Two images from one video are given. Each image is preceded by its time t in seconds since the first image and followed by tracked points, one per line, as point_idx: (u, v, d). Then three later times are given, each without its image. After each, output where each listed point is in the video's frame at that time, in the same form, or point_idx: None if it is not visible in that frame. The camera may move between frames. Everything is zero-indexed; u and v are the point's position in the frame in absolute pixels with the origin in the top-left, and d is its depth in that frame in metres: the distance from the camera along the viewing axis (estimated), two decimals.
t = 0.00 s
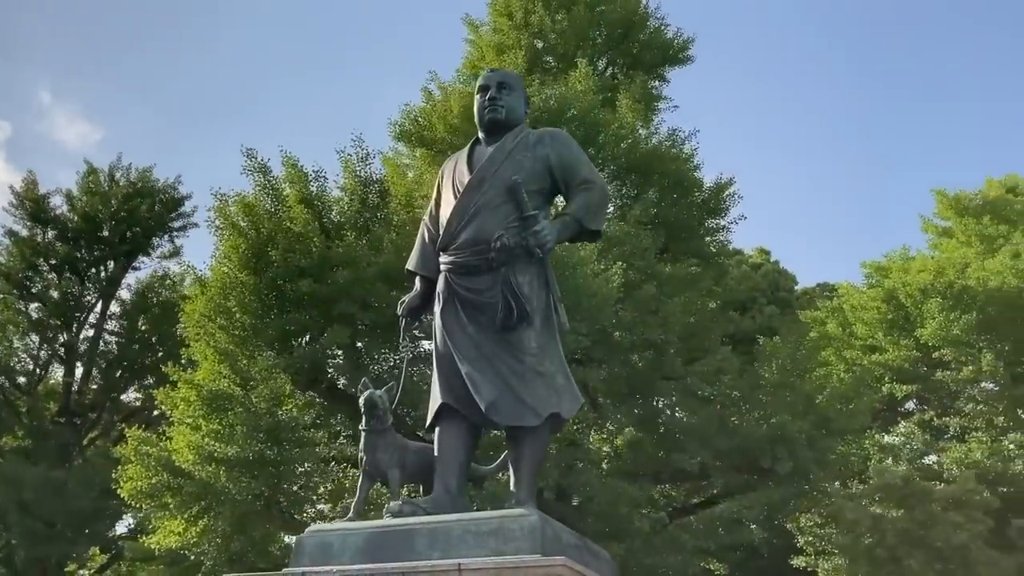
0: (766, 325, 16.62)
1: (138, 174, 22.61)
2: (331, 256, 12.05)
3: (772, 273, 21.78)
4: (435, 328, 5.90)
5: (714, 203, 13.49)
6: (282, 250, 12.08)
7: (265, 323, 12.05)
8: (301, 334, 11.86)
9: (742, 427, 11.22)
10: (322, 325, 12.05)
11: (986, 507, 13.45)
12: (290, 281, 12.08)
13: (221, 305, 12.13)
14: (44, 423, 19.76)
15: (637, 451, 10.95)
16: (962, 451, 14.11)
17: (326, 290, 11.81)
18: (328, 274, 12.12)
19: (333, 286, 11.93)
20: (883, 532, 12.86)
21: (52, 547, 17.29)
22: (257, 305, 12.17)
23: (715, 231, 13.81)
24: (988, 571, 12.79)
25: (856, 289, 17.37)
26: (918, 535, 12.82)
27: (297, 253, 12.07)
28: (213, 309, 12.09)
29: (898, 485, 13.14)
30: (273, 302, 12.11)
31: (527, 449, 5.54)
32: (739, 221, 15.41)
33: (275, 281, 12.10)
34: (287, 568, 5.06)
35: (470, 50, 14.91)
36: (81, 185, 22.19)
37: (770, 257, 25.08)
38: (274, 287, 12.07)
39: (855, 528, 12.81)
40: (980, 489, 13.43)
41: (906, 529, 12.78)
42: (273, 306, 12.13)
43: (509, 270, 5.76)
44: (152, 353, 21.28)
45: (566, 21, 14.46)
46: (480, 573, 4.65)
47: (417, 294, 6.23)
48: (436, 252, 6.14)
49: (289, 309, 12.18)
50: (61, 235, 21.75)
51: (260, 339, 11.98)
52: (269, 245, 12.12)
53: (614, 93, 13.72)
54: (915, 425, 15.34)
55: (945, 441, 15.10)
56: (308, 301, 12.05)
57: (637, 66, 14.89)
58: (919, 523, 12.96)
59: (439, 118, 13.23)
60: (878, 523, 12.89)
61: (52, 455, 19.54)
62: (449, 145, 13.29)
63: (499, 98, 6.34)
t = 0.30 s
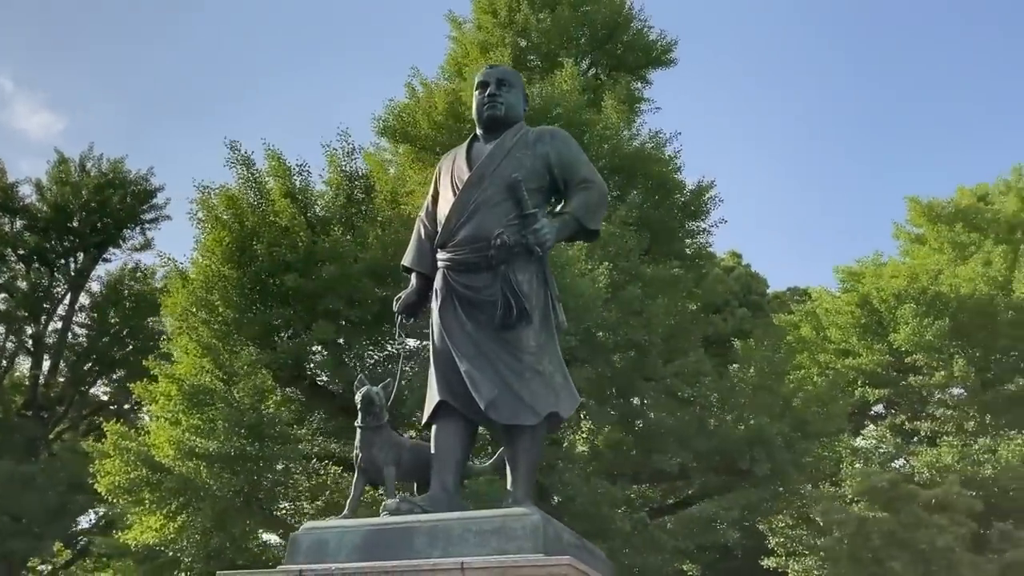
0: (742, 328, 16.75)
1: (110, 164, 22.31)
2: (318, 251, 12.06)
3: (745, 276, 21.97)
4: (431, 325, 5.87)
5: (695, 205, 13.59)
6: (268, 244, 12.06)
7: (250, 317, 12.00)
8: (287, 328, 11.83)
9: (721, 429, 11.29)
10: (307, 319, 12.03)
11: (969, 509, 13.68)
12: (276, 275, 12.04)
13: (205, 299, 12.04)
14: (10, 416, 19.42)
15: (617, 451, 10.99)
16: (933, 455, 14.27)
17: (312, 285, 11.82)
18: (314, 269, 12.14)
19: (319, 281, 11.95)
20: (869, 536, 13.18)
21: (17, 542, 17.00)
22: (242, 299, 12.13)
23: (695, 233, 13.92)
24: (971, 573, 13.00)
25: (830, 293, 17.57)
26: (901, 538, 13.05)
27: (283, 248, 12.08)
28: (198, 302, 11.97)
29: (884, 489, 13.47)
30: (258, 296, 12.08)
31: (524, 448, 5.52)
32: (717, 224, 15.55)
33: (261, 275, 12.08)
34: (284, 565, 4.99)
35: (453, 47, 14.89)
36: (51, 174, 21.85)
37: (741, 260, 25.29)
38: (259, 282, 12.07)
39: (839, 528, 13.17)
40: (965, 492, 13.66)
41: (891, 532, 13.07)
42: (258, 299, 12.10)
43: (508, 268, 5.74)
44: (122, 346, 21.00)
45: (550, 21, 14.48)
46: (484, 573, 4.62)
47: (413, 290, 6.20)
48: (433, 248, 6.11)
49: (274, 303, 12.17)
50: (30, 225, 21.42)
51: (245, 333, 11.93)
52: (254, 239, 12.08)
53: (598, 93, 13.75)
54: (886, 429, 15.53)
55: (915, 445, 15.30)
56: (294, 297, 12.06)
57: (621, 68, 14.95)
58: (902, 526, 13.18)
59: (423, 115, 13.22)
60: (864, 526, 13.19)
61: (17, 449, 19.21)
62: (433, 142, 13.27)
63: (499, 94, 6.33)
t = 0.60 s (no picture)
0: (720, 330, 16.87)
1: (83, 155, 22.01)
2: (306, 247, 11.98)
3: (721, 279, 22.13)
4: (430, 324, 5.83)
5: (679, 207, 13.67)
6: (254, 238, 11.96)
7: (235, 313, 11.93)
8: (274, 325, 11.79)
9: (702, 430, 11.35)
10: (294, 315, 11.97)
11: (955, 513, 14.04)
12: (262, 270, 11.95)
13: (190, 294, 11.94)
14: None
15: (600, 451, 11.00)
16: (907, 458, 14.47)
17: (299, 281, 11.76)
18: (302, 264, 12.06)
19: (307, 277, 11.88)
20: (857, 539, 13.59)
21: None
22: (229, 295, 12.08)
23: (678, 235, 13.99)
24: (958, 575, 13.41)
25: (806, 297, 17.75)
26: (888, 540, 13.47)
27: (271, 243, 11.97)
28: (182, 298, 11.92)
29: (873, 492, 13.96)
30: (244, 291, 11.99)
31: (524, 448, 5.50)
32: (699, 226, 15.66)
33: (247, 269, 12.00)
34: (283, 565, 4.94)
35: (439, 45, 14.87)
36: (23, 164, 21.52)
37: (717, 262, 25.47)
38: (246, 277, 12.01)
39: (823, 531, 13.61)
40: (953, 494, 13.87)
41: (880, 534, 13.54)
42: (243, 294, 12.02)
43: (509, 267, 5.72)
44: (94, 340, 20.75)
45: (537, 20, 14.49)
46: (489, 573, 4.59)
47: (411, 288, 6.17)
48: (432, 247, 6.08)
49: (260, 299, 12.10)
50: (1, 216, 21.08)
51: (231, 328, 11.86)
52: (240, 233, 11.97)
53: (584, 94, 13.79)
54: (861, 431, 15.71)
55: (889, 448, 15.49)
56: (281, 293, 12.00)
57: (606, 69, 14.99)
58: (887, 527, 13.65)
59: (410, 112, 13.24)
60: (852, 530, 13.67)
61: None
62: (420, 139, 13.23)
63: (500, 93, 6.32)
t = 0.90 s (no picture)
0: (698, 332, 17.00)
1: (55, 145, 21.71)
2: (295, 243, 11.95)
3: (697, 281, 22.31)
4: (429, 323, 5.81)
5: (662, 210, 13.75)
6: (242, 234, 11.89)
7: (222, 309, 11.89)
8: (261, 322, 11.69)
9: (685, 432, 11.41)
10: (281, 312, 11.85)
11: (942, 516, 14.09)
12: (249, 265, 11.89)
13: (176, 290, 11.90)
14: None
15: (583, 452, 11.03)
16: (882, 461, 14.66)
17: (286, 277, 11.63)
18: (289, 261, 12.01)
19: (295, 273, 11.79)
20: (845, 543, 13.77)
21: None
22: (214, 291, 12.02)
23: (660, 237, 14.08)
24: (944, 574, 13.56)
25: (783, 300, 17.94)
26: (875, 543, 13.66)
27: (258, 238, 11.91)
28: (166, 293, 11.84)
29: (861, 495, 14.10)
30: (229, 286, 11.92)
31: (524, 449, 5.49)
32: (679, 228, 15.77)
33: (235, 266, 11.96)
34: (283, 566, 4.88)
35: (424, 44, 14.91)
36: None
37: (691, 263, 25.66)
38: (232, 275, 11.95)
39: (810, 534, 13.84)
40: (940, 498, 14.01)
41: (868, 538, 13.73)
42: (229, 290, 11.97)
43: (511, 267, 5.71)
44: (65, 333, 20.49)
45: (523, 19, 14.51)
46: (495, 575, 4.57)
47: (409, 287, 6.13)
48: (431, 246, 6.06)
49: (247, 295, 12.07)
50: None
51: (217, 325, 11.78)
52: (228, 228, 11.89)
53: (571, 94, 13.84)
54: (836, 434, 15.88)
55: (863, 450, 15.66)
56: (268, 288, 11.86)
57: (591, 70, 15.06)
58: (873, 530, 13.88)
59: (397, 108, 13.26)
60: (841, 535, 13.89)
61: None
62: (407, 136, 13.31)
63: (501, 93, 6.31)
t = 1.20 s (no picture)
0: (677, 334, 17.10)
1: (27, 135, 21.36)
2: (285, 238, 11.78)
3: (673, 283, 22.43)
4: (428, 322, 5.78)
5: (644, 211, 13.76)
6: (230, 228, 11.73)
7: (206, 303, 11.73)
8: (248, 317, 11.54)
9: (667, 433, 11.45)
10: (269, 309, 11.65)
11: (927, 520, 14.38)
12: (236, 260, 11.68)
13: (160, 284, 11.72)
14: None
15: (566, 452, 11.04)
16: (857, 464, 14.82)
17: (275, 273, 11.46)
18: (277, 256, 11.86)
19: (283, 269, 11.63)
20: (832, 546, 13.89)
21: None
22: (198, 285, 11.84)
23: (642, 239, 14.13)
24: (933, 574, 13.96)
25: (760, 303, 18.10)
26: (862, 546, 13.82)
27: (246, 235, 11.79)
28: (150, 287, 11.66)
29: (849, 497, 14.36)
30: (215, 282, 11.82)
31: (523, 450, 5.49)
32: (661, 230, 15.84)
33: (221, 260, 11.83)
34: (282, 565, 4.84)
35: (409, 42, 14.97)
36: None
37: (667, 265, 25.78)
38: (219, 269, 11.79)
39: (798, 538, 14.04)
40: (924, 502, 14.24)
41: (855, 540, 13.88)
42: (214, 285, 11.83)
43: (511, 268, 5.70)
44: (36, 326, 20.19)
45: (508, 18, 14.48)
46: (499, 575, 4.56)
47: (407, 285, 6.10)
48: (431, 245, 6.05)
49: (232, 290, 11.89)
50: None
51: (203, 321, 11.62)
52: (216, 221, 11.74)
53: (556, 94, 13.85)
54: (812, 437, 16.05)
55: (838, 453, 15.83)
56: (257, 283, 11.65)
57: (576, 70, 15.08)
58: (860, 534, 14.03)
59: (383, 104, 13.28)
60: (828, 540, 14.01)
61: None
62: (393, 133, 13.33)
63: (501, 92, 6.30)
